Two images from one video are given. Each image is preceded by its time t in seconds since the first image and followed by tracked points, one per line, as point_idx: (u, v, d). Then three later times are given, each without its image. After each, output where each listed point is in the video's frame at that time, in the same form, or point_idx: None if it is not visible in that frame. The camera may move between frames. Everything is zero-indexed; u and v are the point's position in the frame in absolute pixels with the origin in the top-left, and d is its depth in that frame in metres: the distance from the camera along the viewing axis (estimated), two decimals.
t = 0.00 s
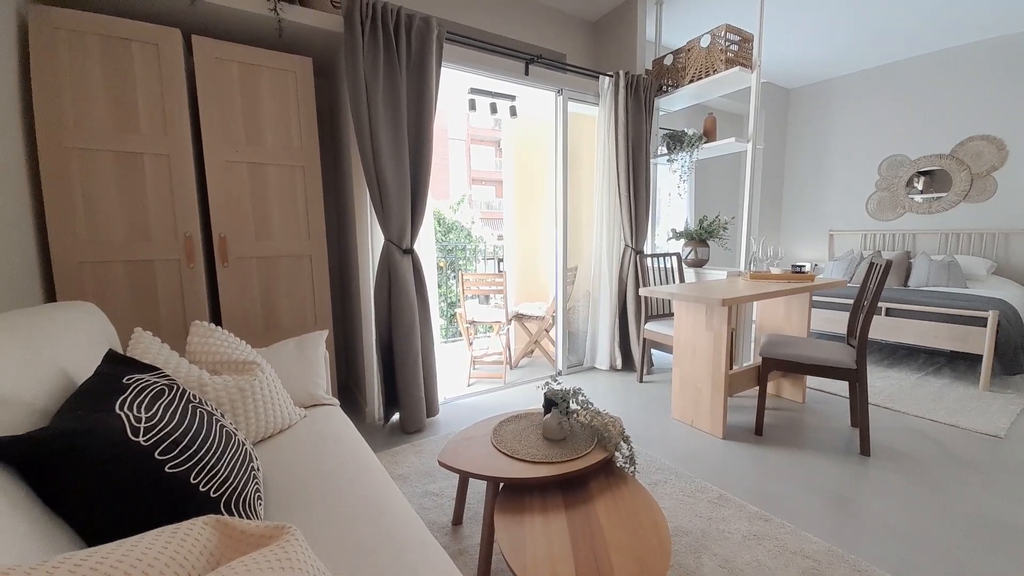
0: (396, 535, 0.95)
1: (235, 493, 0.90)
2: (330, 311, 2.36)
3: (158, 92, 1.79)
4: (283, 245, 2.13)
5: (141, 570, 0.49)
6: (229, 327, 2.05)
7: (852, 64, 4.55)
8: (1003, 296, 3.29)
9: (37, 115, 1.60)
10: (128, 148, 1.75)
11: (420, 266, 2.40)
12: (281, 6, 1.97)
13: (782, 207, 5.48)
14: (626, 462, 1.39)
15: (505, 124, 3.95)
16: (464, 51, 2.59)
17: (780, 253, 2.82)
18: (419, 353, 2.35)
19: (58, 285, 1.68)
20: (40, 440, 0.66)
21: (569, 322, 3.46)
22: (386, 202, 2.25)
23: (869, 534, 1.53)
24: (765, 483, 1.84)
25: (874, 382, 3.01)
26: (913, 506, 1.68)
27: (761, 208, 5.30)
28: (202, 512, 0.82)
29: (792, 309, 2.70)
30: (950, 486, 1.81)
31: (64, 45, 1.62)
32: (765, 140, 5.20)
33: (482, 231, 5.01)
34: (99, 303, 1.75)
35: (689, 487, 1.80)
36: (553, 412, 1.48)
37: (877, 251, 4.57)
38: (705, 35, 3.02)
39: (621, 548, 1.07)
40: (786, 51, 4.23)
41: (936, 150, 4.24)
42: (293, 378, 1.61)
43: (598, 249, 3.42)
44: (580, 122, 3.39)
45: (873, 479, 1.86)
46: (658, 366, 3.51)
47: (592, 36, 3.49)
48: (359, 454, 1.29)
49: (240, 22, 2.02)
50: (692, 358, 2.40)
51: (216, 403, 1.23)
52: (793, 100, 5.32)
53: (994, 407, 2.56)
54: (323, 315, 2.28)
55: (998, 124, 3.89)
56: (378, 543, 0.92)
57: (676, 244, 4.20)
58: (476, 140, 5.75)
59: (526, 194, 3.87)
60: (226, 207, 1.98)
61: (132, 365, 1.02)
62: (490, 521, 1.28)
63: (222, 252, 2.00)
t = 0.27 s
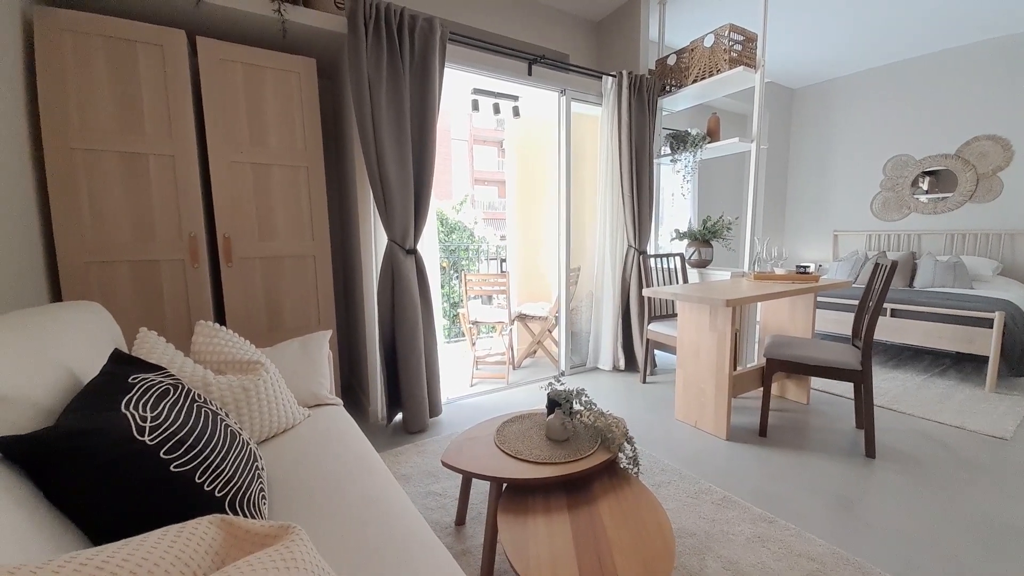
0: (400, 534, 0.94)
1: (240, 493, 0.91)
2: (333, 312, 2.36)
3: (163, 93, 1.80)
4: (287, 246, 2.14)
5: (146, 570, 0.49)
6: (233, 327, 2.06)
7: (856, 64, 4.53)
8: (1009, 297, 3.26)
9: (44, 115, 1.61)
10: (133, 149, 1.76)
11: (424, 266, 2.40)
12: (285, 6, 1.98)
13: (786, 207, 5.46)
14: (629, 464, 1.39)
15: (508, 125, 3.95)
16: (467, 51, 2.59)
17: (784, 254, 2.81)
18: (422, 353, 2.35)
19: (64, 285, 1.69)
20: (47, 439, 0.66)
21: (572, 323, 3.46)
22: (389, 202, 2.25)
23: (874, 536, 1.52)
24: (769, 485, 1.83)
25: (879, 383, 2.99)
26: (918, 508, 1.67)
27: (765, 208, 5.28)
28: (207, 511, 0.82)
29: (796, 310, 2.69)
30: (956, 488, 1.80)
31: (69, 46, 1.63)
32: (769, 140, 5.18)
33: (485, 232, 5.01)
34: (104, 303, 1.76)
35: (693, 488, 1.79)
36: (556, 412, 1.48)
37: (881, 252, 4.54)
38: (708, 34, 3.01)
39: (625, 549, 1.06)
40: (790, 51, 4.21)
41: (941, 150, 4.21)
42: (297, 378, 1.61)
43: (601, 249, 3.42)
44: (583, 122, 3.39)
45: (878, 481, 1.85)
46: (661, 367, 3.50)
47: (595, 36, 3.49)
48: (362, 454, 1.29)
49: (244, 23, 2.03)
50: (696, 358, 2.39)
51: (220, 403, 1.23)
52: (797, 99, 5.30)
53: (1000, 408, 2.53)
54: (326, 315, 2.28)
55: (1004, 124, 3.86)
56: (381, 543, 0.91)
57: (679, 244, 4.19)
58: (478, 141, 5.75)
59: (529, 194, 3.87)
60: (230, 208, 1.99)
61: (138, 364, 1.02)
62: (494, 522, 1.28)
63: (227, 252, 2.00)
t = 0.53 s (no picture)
0: (403, 534, 0.94)
1: (245, 491, 0.91)
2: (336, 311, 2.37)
3: (168, 92, 1.80)
4: (291, 245, 2.14)
5: (152, 569, 0.49)
6: (238, 326, 2.06)
7: (862, 63, 4.50)
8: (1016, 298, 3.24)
9: (50, 115, 1.62)
10: (138, 149, 1.77)
11: (427, 266, 2.40)
12: (290, 6, 1.98)
13: (790, 208, 5.44)
14: (633, 464, 1.38)
15: (511, 124, 3.95)
16: (471, 51, 2.59)
17: (789, 254, 2.80)
18: (425, 353, 2.35)
19: (70, 284, 1.70)
20: (54, 437, 0.66)
21: (575, 323, 3.45)
22: (393, 202, 2.25)
23: (880, 539, 1.51)
24: (774, 487, 1.82)
25: (884, 385, 2.98)
26: (924, 511, 1.66)
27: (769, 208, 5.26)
28: (212, 510, 0.82)
29: (800, 311, 2.68)
30: (962, 491, 1.79)
31: (75, 46, 1.64)
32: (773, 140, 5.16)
33: (487, 232, 5.01)
34: (109, 302, 1.77)
35: (696, 489, 1.79)
36: (559, 413, 1.48)
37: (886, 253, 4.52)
38: (713, 34, 3.01)
39: (629, 549, 1.06)
40: (794, 51, 4.20)
41: (947, 150, 4.19)
42: (301, 377, 1.61)
43: (604, 249, 3.41)
44: (587, 122, 3.38)
45: (884, 483, 1.84)
46: (664, 368, 3.49)
47: (599, 36, 3.48)
48: (365, 453, 1.29)
49: (249, 23, 2.03)
50: (699, 359, 2.38)
51: (224, 401, 1.24)
52: (802, 99, 5.28)
53: (1007, 411, 2.52)
54: (330, 315, 2.28)
55: (1011, 125, 3.83)
56: (385, 542, 0.91)
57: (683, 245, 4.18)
58: (481, 141, 5.74)
59: (532, 195, 3.87)
60: (235, 207, 2.00)
61: (143, 363, 1.03)
62: (497, 522, 1.27)
63: (231, 251, 2.01)
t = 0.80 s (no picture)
0: (404, 533, 0.94)
1: (247, 490, 0.91)
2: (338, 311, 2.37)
3: (170, 93, 1.81)
4: (293, 245, 2.15)
5: (153, 568, 0.50)
6: (241, 326, 2.07)
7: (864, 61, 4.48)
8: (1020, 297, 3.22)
9: (53, 117, 1.63)
10: (141, 150, 1.77)
11: (429, 265, 2.40)
12: (291, 7, 1.99)
13: (792, 207, 5.43)
14: (635, 464, 1.38)
15: (512, 124, 3.95)
16: (472, 51, 2.59)
17: (791, 253, 2.78)
18: (427, 353, 2.36)
19: (74, 284, 1.71)
20: (58, 435, 0.67)
21: (577, 322, 3.45)
22: (395, 202, 2.26)
23: (883, 538, 1.51)
24: (776, 486, 1.82)
25: (887, 384, 2.96)
26: (928, 510, 1.65)
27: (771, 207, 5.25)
28: (215, 509, 0.82)
29: (803, 310, 2.67)
30: (966, 490, 1.78)
31: (78, 48, 1.65)
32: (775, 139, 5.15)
33: (489, 232, 5.01)
34: (113, 302, 1.78)
35: (699, 488, 1.78)
36: (561, 412, 1.48)
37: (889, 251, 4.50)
38: (714, 33, 3.00)
39: (631, 548, 1.06)
40: (797, 49, 4.19)
41: (950, 148, 4.17)
42: (303, 377, 1.61)
43: (605, 249, 3.41)
44: (588, 121, 3.38)
45: (887, 482, 1.83)
46: (666, 367, 3.49)
47: (600, 35, 3.48)
48: (367, 452, 1.30)
49: (251, 24, 2.04)
50: (701, 358, 2.38)
51: (227, 401, 1.24)
52: (804, 98, 5.26)
53: (1011, 409, 2.50)
54: (332, 315, 2.29)
55: (1014, 122, 3.81)
56: (387, 541, 0.92)
57: (685, 244, 4.17)
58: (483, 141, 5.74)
59: (533, 194, 3.87)
60: (237, 208, 2.00)
61: (146, 363, 1.03)
62: (499, 521, 1.28)
63: (233, 251, 2.02)
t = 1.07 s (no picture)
0: (406, 534, 0.95)
1: (250, 491, 0.91)
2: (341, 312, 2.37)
3: (174, 95, 1.82)
4: (296, 246, 2.15)
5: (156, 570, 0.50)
6: (244, 327, 2.08)
7: (868, 62, 4.47)
8: None
9: (57, 118, 1.64)
10: (144, 151, 1.78)
11: (431, 266, 2.40)
12: (294, 9, 1.99)
13: (795, 208, 5.41)
14: (637, 466, 1.38)
15: (514, 125, 3.95)
16: (474, 52, 2.59)
17: (795, 255, 2.77)
18: (429, 353, 2.36)
19: (78, 284, 1.72)
20: (62, 436, 0.67)
21: (579, 323, 3.45)
22: (397, 203, 2.26)
23: (887, 541, 1.50)
24: (779, 488, 1.81)
25: (891, 386, 2.95)
26: (932, 514, 1.64)
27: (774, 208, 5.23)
28: (217, 510, 0.82)
29: (806, 311, 2.66)
30: (971, 494, 1.76)
31: (82, 50, 1.66)
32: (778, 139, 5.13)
33: (491, 232, 5.01)
34: (117, 302, 1.79)
35: (701, 490, 1.78)
36: (563, 414, 1.47)
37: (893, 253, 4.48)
38: (717, 33, 2.99)
39: (633, 551, 1.06)
40: (800, 50, 4.17)
41: (955, 149, 4.14)
42: (305, 378, 1.62)
43: (608, 250, 3.40)
44: (590, 122, 3.38)
45: (891, 485, 1.82)
46: (668, 368, 3.48)
47: (602, 36, 3.48)
48: (369, 454, 1.30)
49: (254, 26, 2.05)
50: (704, 360, 2.37)
51: (230, 402, 1.25)
52: (807, 98, 5.24)
53: (1016, 412, 2.48)
54: (334, 315, 2.29)
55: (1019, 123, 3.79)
56: (389, 542, 0.92)
57: (687, 245, 4.16)
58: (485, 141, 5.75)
59: (536, 195, 3.87)
60: (240, 209, 2.01)
61: (149, 364, 1.03)
62: (501, 522, 1.27)
63: (237, 252, 2.02)
